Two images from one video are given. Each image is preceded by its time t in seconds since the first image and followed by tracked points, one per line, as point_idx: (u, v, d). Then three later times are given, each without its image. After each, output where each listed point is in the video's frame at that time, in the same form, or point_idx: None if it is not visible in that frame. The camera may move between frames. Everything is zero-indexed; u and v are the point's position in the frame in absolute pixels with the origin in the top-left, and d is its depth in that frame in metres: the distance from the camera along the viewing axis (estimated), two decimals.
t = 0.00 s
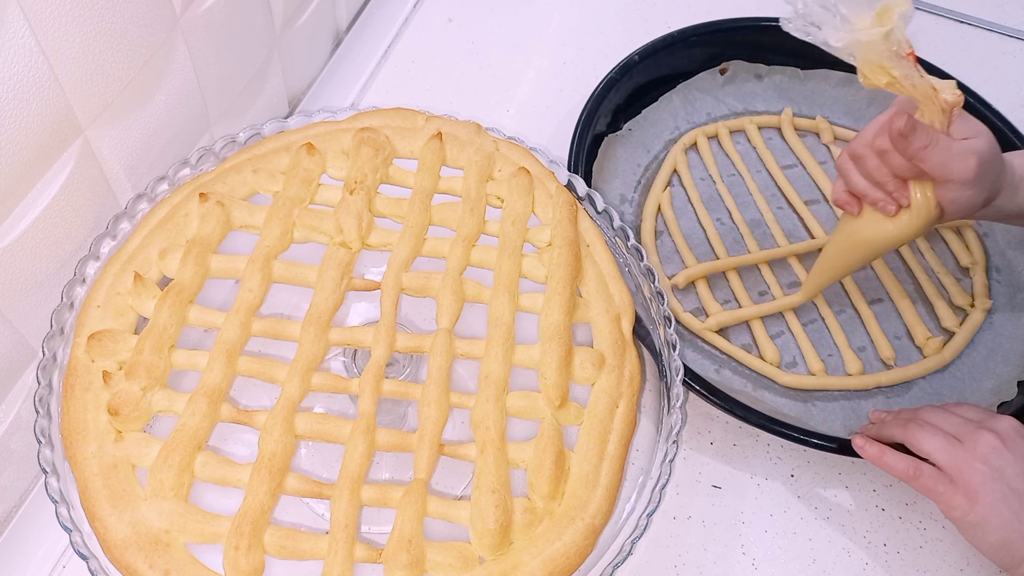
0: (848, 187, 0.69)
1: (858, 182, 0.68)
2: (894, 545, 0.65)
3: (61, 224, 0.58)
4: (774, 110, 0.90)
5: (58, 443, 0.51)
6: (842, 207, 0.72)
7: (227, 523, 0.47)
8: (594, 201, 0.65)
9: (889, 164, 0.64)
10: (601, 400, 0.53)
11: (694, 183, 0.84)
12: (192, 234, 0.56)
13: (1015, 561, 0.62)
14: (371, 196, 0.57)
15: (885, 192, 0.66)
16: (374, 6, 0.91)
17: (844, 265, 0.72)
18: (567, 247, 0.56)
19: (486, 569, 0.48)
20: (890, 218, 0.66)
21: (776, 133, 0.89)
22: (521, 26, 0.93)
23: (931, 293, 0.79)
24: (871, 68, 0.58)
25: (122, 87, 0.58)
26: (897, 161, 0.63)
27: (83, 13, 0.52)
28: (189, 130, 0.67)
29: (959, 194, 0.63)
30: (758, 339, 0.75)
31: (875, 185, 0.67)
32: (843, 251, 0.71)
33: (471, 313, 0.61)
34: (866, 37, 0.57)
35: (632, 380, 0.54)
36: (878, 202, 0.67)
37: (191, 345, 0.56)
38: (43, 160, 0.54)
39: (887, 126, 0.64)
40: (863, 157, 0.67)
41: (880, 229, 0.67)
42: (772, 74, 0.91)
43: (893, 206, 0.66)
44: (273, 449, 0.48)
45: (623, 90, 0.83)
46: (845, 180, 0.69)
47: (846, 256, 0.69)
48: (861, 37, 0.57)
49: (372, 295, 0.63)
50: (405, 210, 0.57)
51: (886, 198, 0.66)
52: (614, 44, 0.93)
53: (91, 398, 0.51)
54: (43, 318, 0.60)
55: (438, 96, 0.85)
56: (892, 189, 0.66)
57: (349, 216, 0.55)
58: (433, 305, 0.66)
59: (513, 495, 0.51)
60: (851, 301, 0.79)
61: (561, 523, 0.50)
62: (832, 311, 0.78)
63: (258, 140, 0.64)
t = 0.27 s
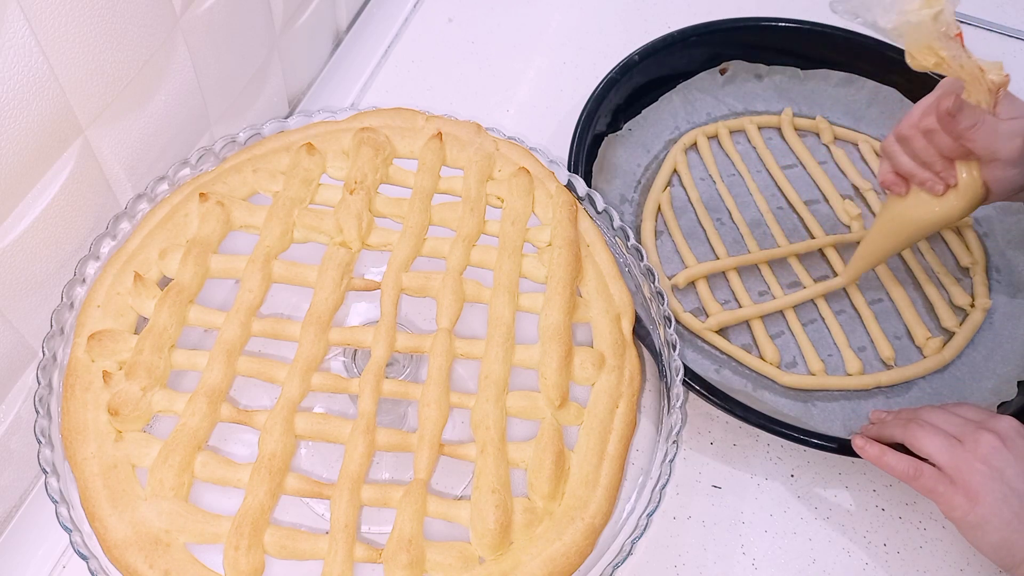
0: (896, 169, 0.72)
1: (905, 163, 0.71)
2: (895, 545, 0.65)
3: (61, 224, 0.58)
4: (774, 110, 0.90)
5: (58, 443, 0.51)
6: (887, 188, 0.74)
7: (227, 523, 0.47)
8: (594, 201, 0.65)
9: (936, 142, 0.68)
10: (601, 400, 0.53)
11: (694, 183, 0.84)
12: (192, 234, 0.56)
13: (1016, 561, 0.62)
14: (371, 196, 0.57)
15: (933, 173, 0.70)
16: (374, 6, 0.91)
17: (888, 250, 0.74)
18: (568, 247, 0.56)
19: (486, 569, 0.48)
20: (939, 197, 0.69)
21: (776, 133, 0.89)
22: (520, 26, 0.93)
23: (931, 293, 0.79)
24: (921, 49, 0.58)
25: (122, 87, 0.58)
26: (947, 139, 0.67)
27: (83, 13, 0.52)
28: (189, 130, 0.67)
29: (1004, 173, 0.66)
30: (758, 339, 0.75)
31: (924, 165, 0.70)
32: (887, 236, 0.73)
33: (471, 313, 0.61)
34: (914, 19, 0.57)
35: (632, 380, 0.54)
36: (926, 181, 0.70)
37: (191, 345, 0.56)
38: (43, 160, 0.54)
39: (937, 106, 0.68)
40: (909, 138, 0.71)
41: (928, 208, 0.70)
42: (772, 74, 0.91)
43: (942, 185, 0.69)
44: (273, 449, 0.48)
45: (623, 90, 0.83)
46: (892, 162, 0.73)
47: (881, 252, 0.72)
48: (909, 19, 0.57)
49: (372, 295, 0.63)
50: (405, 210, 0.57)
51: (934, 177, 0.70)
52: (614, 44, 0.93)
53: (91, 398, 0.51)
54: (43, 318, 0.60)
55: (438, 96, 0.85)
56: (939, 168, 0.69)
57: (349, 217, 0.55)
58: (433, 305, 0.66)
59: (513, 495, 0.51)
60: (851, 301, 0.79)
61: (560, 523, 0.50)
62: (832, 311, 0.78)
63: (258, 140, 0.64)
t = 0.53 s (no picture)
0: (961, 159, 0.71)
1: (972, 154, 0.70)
2: (894, 545, 0.65)
3: (61, 224, 0.58)
4: (774, 110, 0.90)
5: (57, 443, 0.51)
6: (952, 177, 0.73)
7: (227, 523, 0.47)
8: (594, 201, 0.65)
9: (1003, 133, 0.67)
10: (601, 400, 0.53)
11: (694, 183, 0.84)
12: (192, 234, 0.56)
13: (1016, 561, 0.62)
14: (371, 196, 0.57)
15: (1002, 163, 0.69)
16: (374, 6, 0.91)
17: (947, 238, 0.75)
18: (568, 247, 0.56)
19: (486, 569, 0.48)
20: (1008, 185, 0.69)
21: (776, 133, 0.89)
22: (520, 26, 0.93)
23: (931, 293, 0.79)
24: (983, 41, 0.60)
25: (122, 87, 0.58)
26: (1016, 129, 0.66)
27: (83, 13, 0.52)
28: (189, 130, 0.67)
29: None
30: (758, 339, 0.75)
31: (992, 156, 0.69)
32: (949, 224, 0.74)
33: (471, 313, 0.61)
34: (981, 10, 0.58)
35: (632, 380, 0.54)
36: (996, 171, 0.69)
37: (191, 345, 0.56)
38: (43, 160, 0.54)
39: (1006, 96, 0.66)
40: (976, 129, 0.69)
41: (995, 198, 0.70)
42: (772, 74, 0.91)
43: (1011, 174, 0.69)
44: (273, 449, 0.48)
45: (623, 90, 0.83)
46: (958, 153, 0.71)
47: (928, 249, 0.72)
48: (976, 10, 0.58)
49: (372, 295, 0.63)
50: (405, 210, 0.57)
51: (1003, 167, 0.69)
52: (614, 45, 0.93)
53: (91, 398, 0.51)
54: (43, 318, 0.60)
55: (438, 96, 0.85)
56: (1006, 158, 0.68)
57: (349, 217, 0.55)
58: (433, 305, 0.66)
59: (513, 495, 0.51)
60: (851, 301, 0.79)
61: (560, 523, 0.50)
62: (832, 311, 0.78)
63: (258, 140, 0.64)
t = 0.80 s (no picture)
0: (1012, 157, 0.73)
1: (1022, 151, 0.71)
2: (894, 545, 0.65)
3: (61, 224, 0.58)
4: (774, 110, 0.90)
5: (58, 443, 0.51)
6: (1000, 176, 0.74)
7: (227, 523, 0.47)
8: (594, 201, 0.65)
9: None
10: (601, 400, 0.53)
11: (694, 184, 0.84)
12: (192, 234, 0.56)
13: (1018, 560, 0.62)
14: (371, 196, 0.57)
15: None
16: (374, 6, 0.91)
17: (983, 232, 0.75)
18: (568, 247, 0.56)
19: (486, 569, 0.48)
20: None
21: (776, 133, 0.89)
22: (520, 26, 0.93)
23: (931, 293, 0.79)
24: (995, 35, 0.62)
25: (123, 87, 0.58)
26: None
27: (83, 13, 0.52)
28: (189, 130, 0.67)
29: None
30: (758, 339, 0.75)
31: None
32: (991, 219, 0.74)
33: (471, 313, 0.61)
34: None
35: (632, 380, 0.54)
36: None
37: (191, 345, 0.56)
38: (42, 160, 0.54)
39: None
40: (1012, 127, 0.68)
41: None
42: (772, 74, 0.91)
43: None
44: (273, 449, 0.48)
45: (623, 89, 0.83)
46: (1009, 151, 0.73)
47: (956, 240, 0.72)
48: None
49: (372, 295, 0.63)
50: (405, 209, 0.57)
51: None
52: (614, 45, 0.93)
53: (91, 398, 0.51)
54: (43, 318, 0.60)
55: (438, 96, 0.85)
56: None
57: (349, 217, 0.55)
58: (433, 305, 0.66)
59: (513, 495, 0.51)
60: (851, 301, 0.79)
61: (561, 523, 0.50)
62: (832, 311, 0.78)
63: (258, 140, 0.64)
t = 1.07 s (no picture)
0: None
1: None
2: (894, 545, 0.65)
3: (61, 224, 0.58)
4: (774, 110, 0.90)
5: (58, 443, 0.51)
6: None
7: (227, 523, 0.47)
8: (594, 201, 0.65)
9: None
10: (601, 400, 0.53)
11: (694, 184, 0.84)
12: (192, 234, 0.56)
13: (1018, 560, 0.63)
14: (371, 196, 0.57)
15: None
16: (374, 6, 0.91)
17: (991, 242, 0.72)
18: (568, 247, 0.56)
19: (486, 569, 0.48)
20: None
21: (776, 133, 0.89)
22: (521, 26, 0.93)
23: (931, 293, 0.79)
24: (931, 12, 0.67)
25: (123, 87, 0.58)
26: None
27: (83, 13, 0.52)
28: (189, 129, 0.67)
29: None
30: (758, 339, 0.75)
31: None
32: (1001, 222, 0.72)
33: (471, 313, 0.61)
34: None
35: (632, 380, 0.54)
36: None
37: (191, 345, 0.56)
38: (43, 160, 0.54)
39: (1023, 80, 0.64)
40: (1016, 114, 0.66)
41: None
42: (772, 74, 0.91)
43: None
44: (273, 449, 0.48)
45: (623, 89, 0.83)
46: None
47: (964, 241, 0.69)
48: None
49: (372, 295, 0.63)
50: (405, 210, 0.57)
51: None
52: (614, 45, 0.93)
53: (91, 398, 0.51)
54: (43, 318, 0.60)
55: (438, 96, 0.85)
56: None
57: (349, 217, 0.55)
58: (433, 305, 0.66)
59: (513, 495, 0.51)
60: (851, 301, 0.79)
61: (560, 523, 0.50)
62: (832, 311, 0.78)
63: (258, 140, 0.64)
